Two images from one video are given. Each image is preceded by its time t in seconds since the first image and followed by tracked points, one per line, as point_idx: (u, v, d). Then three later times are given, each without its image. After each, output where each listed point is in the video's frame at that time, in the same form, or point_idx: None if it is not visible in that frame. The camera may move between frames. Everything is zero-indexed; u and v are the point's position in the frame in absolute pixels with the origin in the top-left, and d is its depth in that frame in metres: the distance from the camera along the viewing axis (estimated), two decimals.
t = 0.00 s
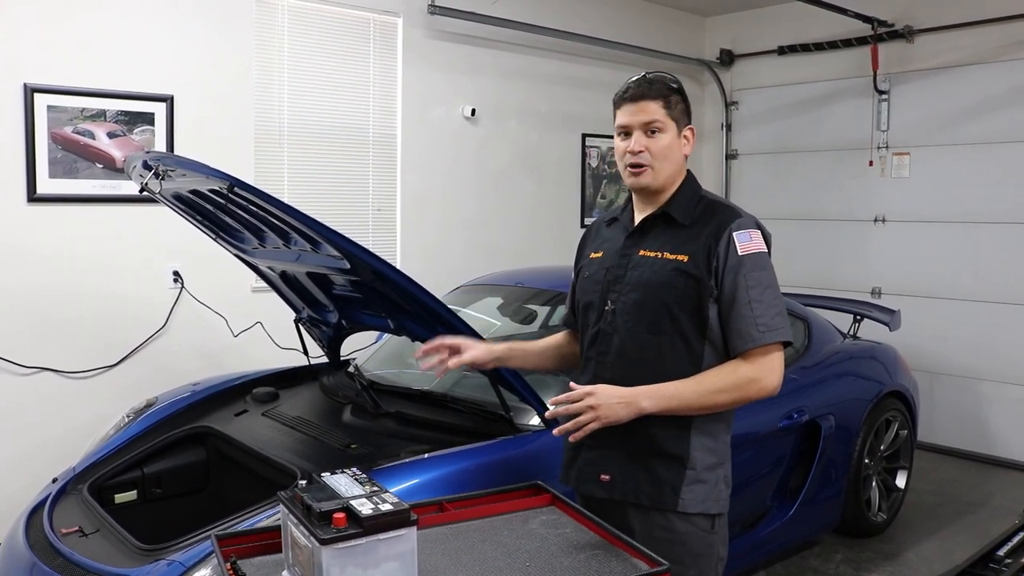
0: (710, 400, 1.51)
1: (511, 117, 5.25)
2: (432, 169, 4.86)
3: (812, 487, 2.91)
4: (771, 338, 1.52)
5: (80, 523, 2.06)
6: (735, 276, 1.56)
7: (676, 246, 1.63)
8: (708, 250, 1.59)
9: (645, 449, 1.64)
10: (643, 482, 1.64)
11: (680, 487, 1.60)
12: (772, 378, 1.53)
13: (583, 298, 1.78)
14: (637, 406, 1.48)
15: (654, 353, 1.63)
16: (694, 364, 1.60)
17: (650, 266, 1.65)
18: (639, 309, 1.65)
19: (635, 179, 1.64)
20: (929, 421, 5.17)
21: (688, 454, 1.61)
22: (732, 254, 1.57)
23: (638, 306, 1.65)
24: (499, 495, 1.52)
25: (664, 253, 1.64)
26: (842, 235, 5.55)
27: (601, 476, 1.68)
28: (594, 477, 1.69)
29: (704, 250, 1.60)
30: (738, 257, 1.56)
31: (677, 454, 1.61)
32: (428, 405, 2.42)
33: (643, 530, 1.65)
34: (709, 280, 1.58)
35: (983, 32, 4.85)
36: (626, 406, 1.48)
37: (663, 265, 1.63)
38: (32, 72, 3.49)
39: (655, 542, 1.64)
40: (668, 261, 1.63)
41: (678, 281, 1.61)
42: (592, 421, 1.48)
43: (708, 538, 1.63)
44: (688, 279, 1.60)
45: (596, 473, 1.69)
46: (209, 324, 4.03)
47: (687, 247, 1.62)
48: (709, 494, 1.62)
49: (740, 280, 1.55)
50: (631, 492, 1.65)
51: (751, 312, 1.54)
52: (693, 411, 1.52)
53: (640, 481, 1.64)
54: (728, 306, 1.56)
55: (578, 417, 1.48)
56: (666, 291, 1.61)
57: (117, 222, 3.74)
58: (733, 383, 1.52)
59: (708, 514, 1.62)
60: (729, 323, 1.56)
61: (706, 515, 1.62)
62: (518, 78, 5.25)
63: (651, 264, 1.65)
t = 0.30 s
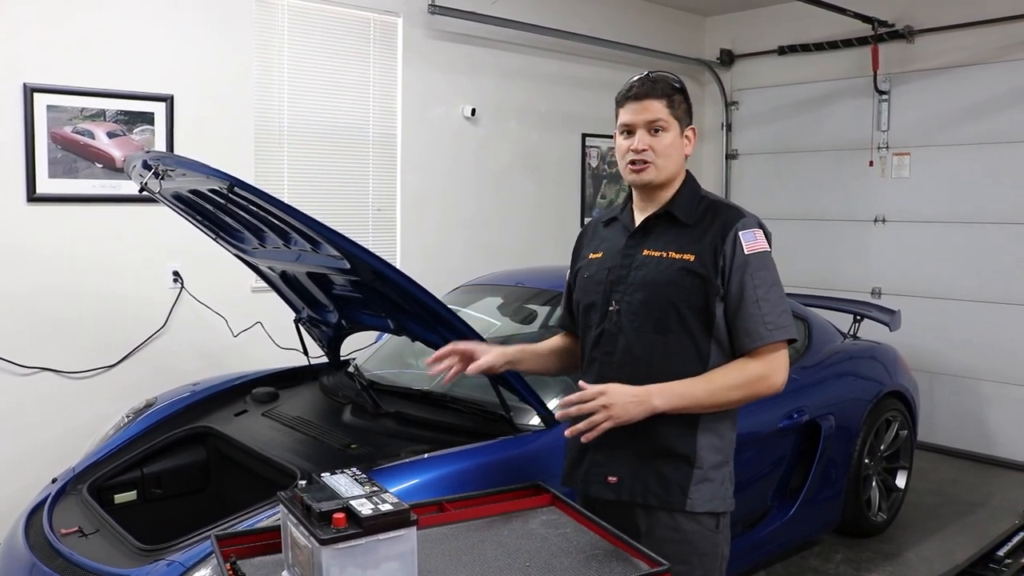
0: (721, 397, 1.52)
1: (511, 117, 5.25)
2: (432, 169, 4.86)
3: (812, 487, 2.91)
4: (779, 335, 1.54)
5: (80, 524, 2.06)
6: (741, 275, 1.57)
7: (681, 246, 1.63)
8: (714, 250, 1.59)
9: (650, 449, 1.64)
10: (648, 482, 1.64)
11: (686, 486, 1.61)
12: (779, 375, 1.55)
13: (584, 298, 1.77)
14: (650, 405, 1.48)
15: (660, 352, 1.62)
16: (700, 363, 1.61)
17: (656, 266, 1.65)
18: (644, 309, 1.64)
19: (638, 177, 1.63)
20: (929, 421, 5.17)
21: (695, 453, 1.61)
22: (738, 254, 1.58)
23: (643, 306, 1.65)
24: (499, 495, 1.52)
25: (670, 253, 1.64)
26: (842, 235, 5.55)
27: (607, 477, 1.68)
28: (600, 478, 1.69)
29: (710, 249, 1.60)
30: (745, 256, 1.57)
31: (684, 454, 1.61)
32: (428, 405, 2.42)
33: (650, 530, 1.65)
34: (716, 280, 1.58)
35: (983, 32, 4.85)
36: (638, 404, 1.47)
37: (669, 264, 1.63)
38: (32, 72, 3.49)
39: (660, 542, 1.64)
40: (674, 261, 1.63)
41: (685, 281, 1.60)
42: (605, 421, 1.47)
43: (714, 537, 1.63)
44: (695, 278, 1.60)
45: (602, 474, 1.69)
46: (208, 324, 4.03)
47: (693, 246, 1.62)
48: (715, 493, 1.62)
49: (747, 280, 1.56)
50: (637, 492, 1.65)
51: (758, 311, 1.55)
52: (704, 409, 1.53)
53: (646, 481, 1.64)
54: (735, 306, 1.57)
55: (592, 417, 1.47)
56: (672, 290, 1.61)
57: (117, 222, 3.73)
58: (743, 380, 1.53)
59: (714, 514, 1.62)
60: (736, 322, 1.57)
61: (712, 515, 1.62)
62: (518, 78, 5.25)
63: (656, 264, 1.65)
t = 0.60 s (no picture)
0: (727, 394, 1.53)
1: (510, 117, 5.25)
2: (431, 169, 4.86)
3: (811, 486, 2.91)
4: (782, 333, 1.55)
5: (79, 524, 2.06)
6: (745, 273, 1.57)
7: (684, 244, 1.63)
8: (718, 248, 1.60)
9: (653, 448, 1.64)
10: (652, 481, 1.64)
11: (691, 485, 1.61)
12: (783, 372, 1.57)
13: (585, 299, 1.77)
14: (656, 400, 1.48)
15: (664, 351, 1.62)
16: (704, 362, 1.61)
17: (659, 264, 1.65)
18: (648, 308, 1.64)
19: (633, 178, 1.64)
20: (928, 420, 5.17)
21: (699, 451, 1.61)
22: (741, 252, 1.58)
23: (647, 305, 1.64)
24: (498, 495, 1.52)
25: (673, 252, 1.64)
26: (841, 235, 5.55)
27: (611, 478, 1.67)
28: (605, 479, 1.68)
29: (713, 248, 1.60)
30: (748, 254, 1.57)
31: (688, 453, 1.61)
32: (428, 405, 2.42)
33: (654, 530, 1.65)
34: (719, 278, 1.58)
35: (983, 31, 4.85)
36: (645, 401, 1.47)
37: (673, 263, 1.63)
38: (30, 72, 3.48)
39: (662, 541, 1.64)
40: (678, 259, 1.63)
41: (689, 279, 1.60)
42: (611, 417, 1.45)
43: (717, 536, 1.63)
44: (699, 276, 1.60)
45: (606, 475, 1.68)
46: (208, 324, 4.03)
47: (696, 245, 1.62)
48: (719, 492, 1.62)
49: (750, 278, 1.56)
50: (642, 492, 1.65)
51: (762, 309, 1.55)
52: (707, 406, 1.54)
53: (652, 481, 1.64)
54: (739, 304, 1.57)
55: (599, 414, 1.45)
56: (676, 289, 1.61)
57: (116, 223, 3.73)
58: (748, 378, 1.54)
59: (717, 512, 1.63)
60: (740, 320, 1.57)
61: (715, 513, 1.63)
62: (517, 77, 5.25)
63: (659, 263, 1.65)
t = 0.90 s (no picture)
0: (734, 392, 1.54)
1: (509, 117, 5.25)
2: (430, 168, 4.86)
3: (811, 485, 2.91)
4: (785, 330, 1.56)
5: (78, 524, 2.06)
6: (748, 271, 1.58)
7: (687, 243, 1.64)
8: (720, 247, 1.60)
9: (657, 447, 1.64)
10: (658, 480, 1.64)
11: (698, 484, 1.61)
12: (787, 369, 1.58)
13: (586, 299, 1.76)
14: (665, 401, 1.49)
15: (669, 351, 1.62)
16: (709, 361, 1.61)
17: (662, 264, 1.65)
18: (651, 308, 1.64)
19: (634, 170, 1.64)
20: (928, 419, 5.17)
21: (704, 450, 1.61)
22: (743, 250, 1.59)
23: (651, 305, 1.64)
24: (497, 494, 1.52)
25: (676, 251, 1.64)
26: (840, 234, 5.56)
27: (617, 478, 1.67)
28: (610, 479, 1.68)
29: (716, 247, 1.60)
30: (750, 252, 1.58)
31: (693, 451, 1.61)
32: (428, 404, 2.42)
33: (659, 529, 1.65)
34: (723, 277, 1.59)
35: (982, 30, 4.85)
36: (654, 401, 1.48)
37: (676, 262, 1.63)
38: (29, 72, 3.48)
39: (667, 541, 1.64)
40: (681, 258, 1.63)
41: (693, 278, 1.60)
42: (623, 418, 1.47)
43: (722, 535, 1.63)
44: (703, 275, 1.60)
45: (612, 476, 1.68)
46: (207, 324, 4.02)
47: (699, 244, 1.62)
48: (724, 490, 1.62)
49: (753, 276, 1.57)
50: (647, 492, 1.65)
51: (766, 306, 1.56)
52: (715, 405, 1.55)
53: (656, 481, 1.64)
54: (743, 302, 1.58)
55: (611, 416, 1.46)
56: (680, 289, 1.61)
57: (115, 222, 3.73)
58: (753, 375, 1.55)
59: (723, 510, 1.63)
60: (744, 318, 1.58)
61: (720, 511, 1.63)
62: (516, 77, 5.25)
63: (662, 262, 1.65)
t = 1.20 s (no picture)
0: (736, 391, 1.54)
1: (508, 117, 5.25)
2: (429, 168, 4.85)
3: (812, 483, 2.91)
4: (785, 328, 1.56)
5: (79, 526, 2.06)
6: (748, 270, 1.58)
7: (687, 243, 1.64)
8: (720, 247, 1.60)
9: (658, 446, 1.64)
10: (661, 479, 1.64)
11: (700, 483, 1.61)
12: (787, 366, 1.58)
13: (586, 300, 1.76)
14: (666, 401, 1.49)
15: (670, 350, 1.62)
16: (709, 360, 1.61)
17: (662, 264, 1.65)
18: (652, 308, 1.64)
19: (630, 173, 1.64)
20: (928, 417, 5.17)
21: (705, 448, 1.61)
22: (743, 249, 1.59)
23: (652, 305, 1.64)
24: (497, 494, 1.52)
25: (676, 251, 1.64)
26: (840, 233, 5.56)
27: (620, 479, 1.67)
28: (613, 479, 1.68)
29: (716, 246, 1.61)
30: (750, 251, 1.58)
31: (694, 450, 1.61)
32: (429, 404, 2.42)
33: (662, 528, 1.65)
34: (724, 276, 1.59)
35: (981, 28, 4.85)
36: (656, 401, 1.49)
37: (676, 263, 1.63)
38: (29, 73, 3.48)
39: (670, 540, 1.63)
40: (681, 258, 1.63)
41: (693, 278, 1.61)
42: (624, 418, 1.47)
43: (724, 533, 1.63)
44: (703, 275, 1.60)
45: (615, 476, 1.68)
46: (207, 325, 4.03)
47: (699, 244, 1.62)
48: (725, 489, 1.62)
49: (753, 274, 1.57)
50: (651, 491, 1.65)
51: (766, 304, 1.57)
52: (716, 404, 1.55)
53: (658, 480, 1.64)
54: (744, 301, 1.58)
55: (613, 417, 1.47)
56: (680, 289, 1.61)
57: (114, 224, 3.73)
58: (754, 374, 1.55)
59: (724, 508, 1.63)
60: (745, 317, 1.58)
61: (722, 510, 1.63)
62: (515, 77, 5.25)
63: (662, 263, 1.65)
